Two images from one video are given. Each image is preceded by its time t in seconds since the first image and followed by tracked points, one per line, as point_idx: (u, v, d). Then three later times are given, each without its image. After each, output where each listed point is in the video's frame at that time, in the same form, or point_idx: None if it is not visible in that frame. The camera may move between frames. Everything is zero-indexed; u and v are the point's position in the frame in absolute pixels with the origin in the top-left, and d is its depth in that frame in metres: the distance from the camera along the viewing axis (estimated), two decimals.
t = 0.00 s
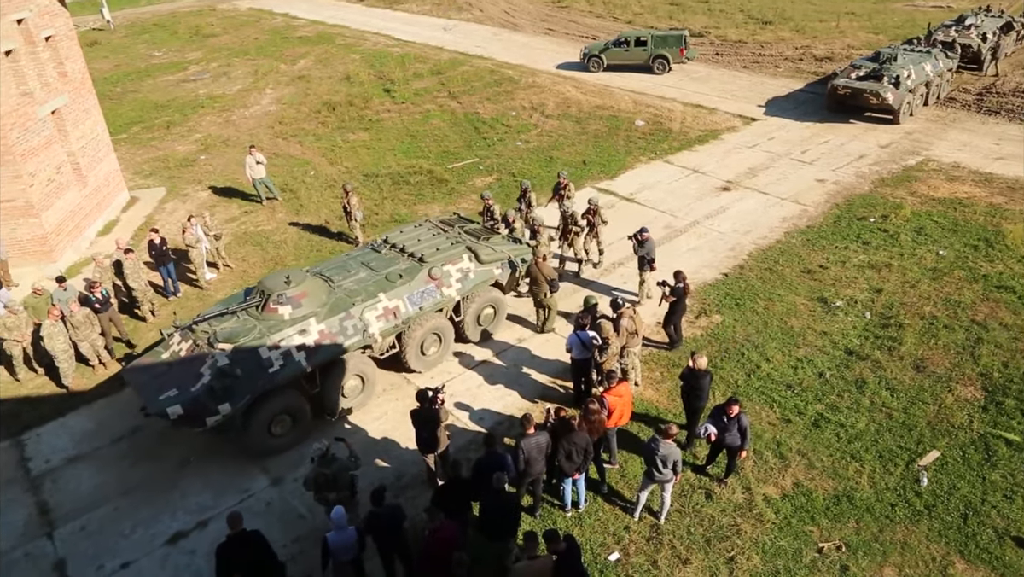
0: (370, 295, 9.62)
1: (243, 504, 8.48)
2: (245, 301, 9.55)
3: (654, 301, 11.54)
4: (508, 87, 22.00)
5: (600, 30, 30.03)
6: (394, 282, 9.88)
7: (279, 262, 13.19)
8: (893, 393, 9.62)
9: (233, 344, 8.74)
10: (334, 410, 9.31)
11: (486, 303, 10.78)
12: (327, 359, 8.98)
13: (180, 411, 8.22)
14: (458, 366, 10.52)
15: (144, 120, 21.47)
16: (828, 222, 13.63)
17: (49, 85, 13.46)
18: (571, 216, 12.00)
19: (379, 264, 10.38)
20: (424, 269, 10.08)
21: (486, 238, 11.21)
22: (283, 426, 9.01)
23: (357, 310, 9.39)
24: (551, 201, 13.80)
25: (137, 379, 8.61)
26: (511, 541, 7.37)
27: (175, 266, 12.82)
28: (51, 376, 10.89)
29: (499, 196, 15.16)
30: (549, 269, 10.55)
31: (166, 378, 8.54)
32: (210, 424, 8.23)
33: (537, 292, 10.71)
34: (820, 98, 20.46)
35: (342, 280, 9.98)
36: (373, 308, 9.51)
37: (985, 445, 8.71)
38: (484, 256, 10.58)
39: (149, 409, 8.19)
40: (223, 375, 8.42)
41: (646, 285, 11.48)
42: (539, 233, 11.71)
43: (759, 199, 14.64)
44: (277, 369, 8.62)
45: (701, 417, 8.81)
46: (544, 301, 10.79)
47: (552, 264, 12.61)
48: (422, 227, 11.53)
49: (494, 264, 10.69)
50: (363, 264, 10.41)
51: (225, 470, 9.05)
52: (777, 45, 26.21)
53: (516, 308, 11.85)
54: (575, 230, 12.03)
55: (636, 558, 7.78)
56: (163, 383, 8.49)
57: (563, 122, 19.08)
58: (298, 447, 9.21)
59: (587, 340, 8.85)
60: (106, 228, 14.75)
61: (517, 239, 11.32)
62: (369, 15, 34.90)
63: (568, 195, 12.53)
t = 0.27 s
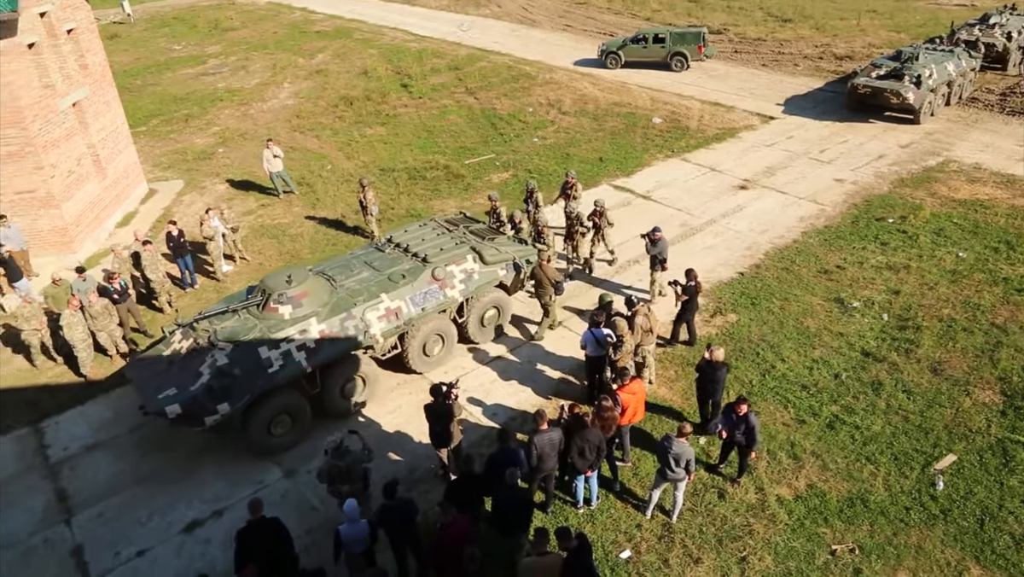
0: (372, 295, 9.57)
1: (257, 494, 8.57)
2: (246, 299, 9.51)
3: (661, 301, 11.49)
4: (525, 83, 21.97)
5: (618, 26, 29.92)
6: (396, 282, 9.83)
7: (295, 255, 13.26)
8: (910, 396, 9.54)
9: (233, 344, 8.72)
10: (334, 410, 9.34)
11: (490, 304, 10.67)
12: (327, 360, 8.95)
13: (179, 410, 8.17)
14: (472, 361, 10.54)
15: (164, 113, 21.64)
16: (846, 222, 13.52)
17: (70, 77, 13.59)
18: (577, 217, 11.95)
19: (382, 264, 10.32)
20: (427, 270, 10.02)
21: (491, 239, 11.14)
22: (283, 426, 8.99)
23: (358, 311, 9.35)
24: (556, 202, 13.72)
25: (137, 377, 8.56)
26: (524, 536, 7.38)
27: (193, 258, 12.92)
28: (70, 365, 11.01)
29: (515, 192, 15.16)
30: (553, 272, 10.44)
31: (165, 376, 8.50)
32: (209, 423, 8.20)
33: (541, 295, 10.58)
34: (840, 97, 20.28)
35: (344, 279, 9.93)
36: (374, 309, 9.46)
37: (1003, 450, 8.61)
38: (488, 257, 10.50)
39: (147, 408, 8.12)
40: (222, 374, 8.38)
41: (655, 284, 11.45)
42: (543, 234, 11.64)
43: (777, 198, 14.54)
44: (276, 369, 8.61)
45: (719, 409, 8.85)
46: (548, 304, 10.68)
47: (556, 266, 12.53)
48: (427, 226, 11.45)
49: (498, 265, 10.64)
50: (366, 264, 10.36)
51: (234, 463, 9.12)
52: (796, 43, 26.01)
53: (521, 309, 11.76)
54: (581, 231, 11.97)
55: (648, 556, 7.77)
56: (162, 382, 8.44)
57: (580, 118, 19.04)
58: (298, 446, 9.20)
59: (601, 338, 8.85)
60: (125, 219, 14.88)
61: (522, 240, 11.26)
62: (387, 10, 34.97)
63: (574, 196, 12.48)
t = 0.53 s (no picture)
0: (393, 291, 9.49)
1: (287, 478, 8.69)
2: (268, 289, 9.53)
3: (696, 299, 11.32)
4: (564, 76, 21.89)
5: (660, 21, 29.64)
6: (418, 278, 9.74)
7: (332, 243, 13.39)
8: (949, 404, 9.33)
9: (253, 337, 8.72)
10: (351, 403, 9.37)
11: (513, 302, 10.51)
12: (346, 354, 8.95)
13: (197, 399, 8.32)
14: (504, 353, 10.56)
15: (207, 100, 22.00)
16: (888, 225, 13.25)
17: (118, 63, 13.87)
18: (605, 215, 11.83)
19: (405, 258, 10.22)
20: (449, 266, 9.92)
21: (516, 235, 10.94)
22: (301, 418, 9.03)
23: (379, 306, 9.30)
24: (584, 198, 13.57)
25: (159, 365, 8.74)
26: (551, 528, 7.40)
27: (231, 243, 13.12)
28: (111, 345, 11.28)
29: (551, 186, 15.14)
30: (577, 272, 10.23)
31: (186, 365, 8.66)
32: (227, 414, 8.30)
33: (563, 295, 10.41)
34: (885, 97, 19.86)
35: (366, 273, 9.85)
36: (395, 304, 9.40)
37: None
38: (512, 255, 10.34)
39: (167, 397, 8.30)
40: (241, 366, 8.46)
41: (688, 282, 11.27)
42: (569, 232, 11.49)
43: (817, 198, 14.30)
44: (294, 362, 8.64)
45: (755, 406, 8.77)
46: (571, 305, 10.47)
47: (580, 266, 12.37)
48: (452, 221, 11.32)
49: (522, 263, 10.46)
50: (388, 258, 10.26)
51: (261, 448, 9.23)
52: (842, 41, 25.52)
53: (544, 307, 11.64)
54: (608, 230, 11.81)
55: (674, 555, 7.73)
56: (183, 371, 8.60)
57: (618, 113, 18.92)
58: (315, 439, 9.23)
59: (634, 335, 8.78)
60: (167, 204, 15.17)
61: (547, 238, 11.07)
62: (428, 2, 35.08)
63: (602, 193, 12.36)
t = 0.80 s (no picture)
0: (403, 290, 9.47)
1: (308, 468, 8.76)
2: (279, 287, 9.57)
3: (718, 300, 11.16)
4: (591, 72, 21.81)
5: (688, 17, 29.40)
6: (429, 277, 9.70)
7: (357, 236, 13.48)
8: (976, 409, 9.18)
9: (262, 334, 8.77)
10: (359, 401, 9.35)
11: (525, 302, 10.41)
12: (354, 353, 8.96)
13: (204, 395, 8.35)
14: (525, 349, 10.57)
15: (236, 92, 22.21)
16: (917, 226, 13.05)
17: (149, 55, 14.04)
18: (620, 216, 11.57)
19: (416, 257, 10.21)
20: (460, 266, 9.88)
21: (529, 235, 10.91)
22: (309, 416, 9.01)
23: (388, 304, 9.28)
24: (599, 196, 13.46)
25: (168, 361, 8.80)
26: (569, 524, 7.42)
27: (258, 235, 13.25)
28: (138, 333, 11.43)
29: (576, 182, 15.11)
30: (588, 272, 10.05)
31: (195, 361, 8.71)
32: (234, 411, 8.40)
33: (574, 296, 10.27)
34: (917, 96, 19.54)
35: (377, 272, 9.85)
36: (404, 303, 9.38)
37: None
38: (524, 255, 10.27)
39: (175, 391, 8.35)
40: (248, 363, 8.49)
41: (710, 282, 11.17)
42: (582, 233, 11.38)
43: (845, 198, 14.13)
44: (302, 360, 8.67)
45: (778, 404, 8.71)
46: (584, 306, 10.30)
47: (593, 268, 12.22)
48: (465, 220, 11.29)
49: (534, 263, 10.38)
50: (400, 256, 10.26)
51: (274, 442, 9.26)
52: (874, 39, 25.15)
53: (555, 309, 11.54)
54: (623, 231, 11.66)
55: (692, 554, 7.70)
56: (191, 367, 8.65)
57: (645, 109, 18.82)
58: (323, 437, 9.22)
59: (658, 333, 8.69)
60: (195, 194, 15.35)
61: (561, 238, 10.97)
62: None
63: (617, 193, 11.94)
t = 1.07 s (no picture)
0: (407, 288, 9.38)
1: (325, 459, 8.82)
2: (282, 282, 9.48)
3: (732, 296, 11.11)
4: (613, 67, 21.71)
5: (712, 13, 29.18)
6: (433, 276, 9.62)
7: (376, 228, 13.53)
8: (998, 413, 9.06)
9: (264, 330, 8.67)
10: (360, 399, 9.31)
11: (531, 302, 10.32)
12: (356, 351, 8.89)
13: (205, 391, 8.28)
14: (542, 344, 10.57)
15: (258, 84, 22.35)
16: (941, 227, 12.89)
17: (173, 46, 14.14)
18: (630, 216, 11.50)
19: (422, 255, 10.15)
20: (465, 265, 9.80)
21: (536, 235, 10.82)
22: (310, 413, 8.95)
23: (391, 302, 9.18)
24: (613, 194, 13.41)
25: (170, 357, 8.72)
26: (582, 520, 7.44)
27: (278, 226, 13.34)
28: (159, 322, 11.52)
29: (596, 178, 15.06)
30: (593, 273, 10.05)
31: (197, 357, 8.63)
32: (234, 407, 8.32)
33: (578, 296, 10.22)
34: (943, 95, 19.28)
35: (382, 269, 9.79)
36: (408, 302, 9.29)
37: None
38: (530, 254, 10.19)
39: (177, 387, 8.28)
40: (249, 359, 8.40)
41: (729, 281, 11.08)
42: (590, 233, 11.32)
43: (867, 198, 13.99)
44: (303, 358, 8.59)
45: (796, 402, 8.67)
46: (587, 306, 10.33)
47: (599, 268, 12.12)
48: (471, 220, 11.26)
49: (540, 263, 10.28)
50: (406, 255, 10.21)
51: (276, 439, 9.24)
52: (900, 36, 24.83)
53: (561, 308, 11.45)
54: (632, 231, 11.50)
55: (706, 553, 7.68)
56: (193, 363, 8.56)
57: (666, 106, 18.71)
58: (323, 433, 9.19)
59: (675, 330, 8.79)
60: (216, 185, 15.47)
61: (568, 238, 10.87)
62: None
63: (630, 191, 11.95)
